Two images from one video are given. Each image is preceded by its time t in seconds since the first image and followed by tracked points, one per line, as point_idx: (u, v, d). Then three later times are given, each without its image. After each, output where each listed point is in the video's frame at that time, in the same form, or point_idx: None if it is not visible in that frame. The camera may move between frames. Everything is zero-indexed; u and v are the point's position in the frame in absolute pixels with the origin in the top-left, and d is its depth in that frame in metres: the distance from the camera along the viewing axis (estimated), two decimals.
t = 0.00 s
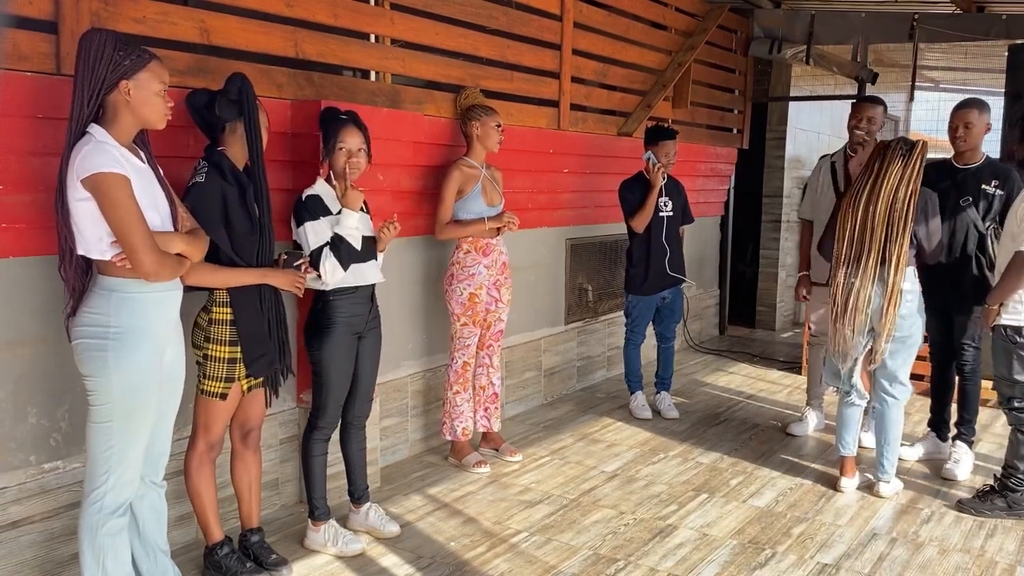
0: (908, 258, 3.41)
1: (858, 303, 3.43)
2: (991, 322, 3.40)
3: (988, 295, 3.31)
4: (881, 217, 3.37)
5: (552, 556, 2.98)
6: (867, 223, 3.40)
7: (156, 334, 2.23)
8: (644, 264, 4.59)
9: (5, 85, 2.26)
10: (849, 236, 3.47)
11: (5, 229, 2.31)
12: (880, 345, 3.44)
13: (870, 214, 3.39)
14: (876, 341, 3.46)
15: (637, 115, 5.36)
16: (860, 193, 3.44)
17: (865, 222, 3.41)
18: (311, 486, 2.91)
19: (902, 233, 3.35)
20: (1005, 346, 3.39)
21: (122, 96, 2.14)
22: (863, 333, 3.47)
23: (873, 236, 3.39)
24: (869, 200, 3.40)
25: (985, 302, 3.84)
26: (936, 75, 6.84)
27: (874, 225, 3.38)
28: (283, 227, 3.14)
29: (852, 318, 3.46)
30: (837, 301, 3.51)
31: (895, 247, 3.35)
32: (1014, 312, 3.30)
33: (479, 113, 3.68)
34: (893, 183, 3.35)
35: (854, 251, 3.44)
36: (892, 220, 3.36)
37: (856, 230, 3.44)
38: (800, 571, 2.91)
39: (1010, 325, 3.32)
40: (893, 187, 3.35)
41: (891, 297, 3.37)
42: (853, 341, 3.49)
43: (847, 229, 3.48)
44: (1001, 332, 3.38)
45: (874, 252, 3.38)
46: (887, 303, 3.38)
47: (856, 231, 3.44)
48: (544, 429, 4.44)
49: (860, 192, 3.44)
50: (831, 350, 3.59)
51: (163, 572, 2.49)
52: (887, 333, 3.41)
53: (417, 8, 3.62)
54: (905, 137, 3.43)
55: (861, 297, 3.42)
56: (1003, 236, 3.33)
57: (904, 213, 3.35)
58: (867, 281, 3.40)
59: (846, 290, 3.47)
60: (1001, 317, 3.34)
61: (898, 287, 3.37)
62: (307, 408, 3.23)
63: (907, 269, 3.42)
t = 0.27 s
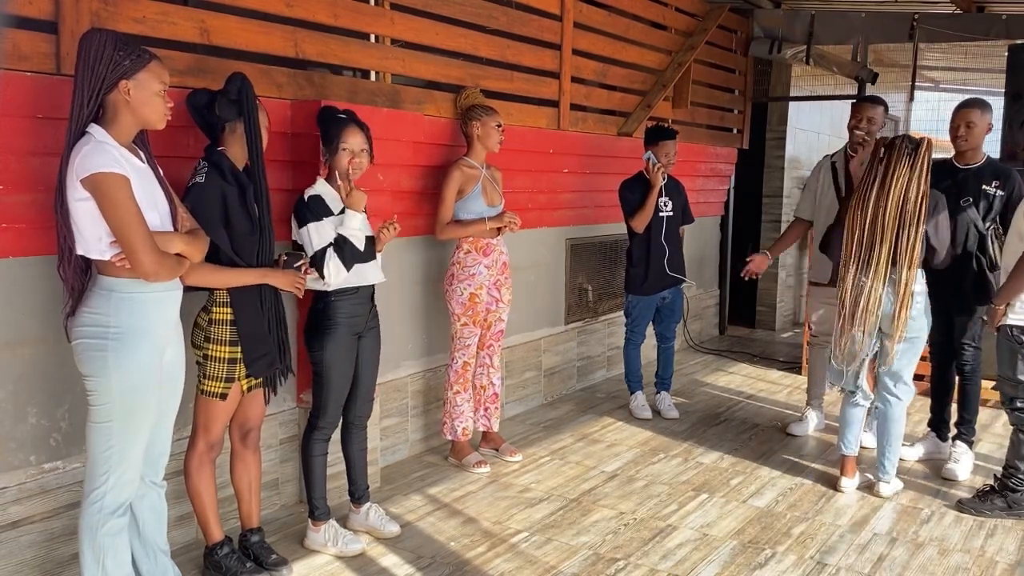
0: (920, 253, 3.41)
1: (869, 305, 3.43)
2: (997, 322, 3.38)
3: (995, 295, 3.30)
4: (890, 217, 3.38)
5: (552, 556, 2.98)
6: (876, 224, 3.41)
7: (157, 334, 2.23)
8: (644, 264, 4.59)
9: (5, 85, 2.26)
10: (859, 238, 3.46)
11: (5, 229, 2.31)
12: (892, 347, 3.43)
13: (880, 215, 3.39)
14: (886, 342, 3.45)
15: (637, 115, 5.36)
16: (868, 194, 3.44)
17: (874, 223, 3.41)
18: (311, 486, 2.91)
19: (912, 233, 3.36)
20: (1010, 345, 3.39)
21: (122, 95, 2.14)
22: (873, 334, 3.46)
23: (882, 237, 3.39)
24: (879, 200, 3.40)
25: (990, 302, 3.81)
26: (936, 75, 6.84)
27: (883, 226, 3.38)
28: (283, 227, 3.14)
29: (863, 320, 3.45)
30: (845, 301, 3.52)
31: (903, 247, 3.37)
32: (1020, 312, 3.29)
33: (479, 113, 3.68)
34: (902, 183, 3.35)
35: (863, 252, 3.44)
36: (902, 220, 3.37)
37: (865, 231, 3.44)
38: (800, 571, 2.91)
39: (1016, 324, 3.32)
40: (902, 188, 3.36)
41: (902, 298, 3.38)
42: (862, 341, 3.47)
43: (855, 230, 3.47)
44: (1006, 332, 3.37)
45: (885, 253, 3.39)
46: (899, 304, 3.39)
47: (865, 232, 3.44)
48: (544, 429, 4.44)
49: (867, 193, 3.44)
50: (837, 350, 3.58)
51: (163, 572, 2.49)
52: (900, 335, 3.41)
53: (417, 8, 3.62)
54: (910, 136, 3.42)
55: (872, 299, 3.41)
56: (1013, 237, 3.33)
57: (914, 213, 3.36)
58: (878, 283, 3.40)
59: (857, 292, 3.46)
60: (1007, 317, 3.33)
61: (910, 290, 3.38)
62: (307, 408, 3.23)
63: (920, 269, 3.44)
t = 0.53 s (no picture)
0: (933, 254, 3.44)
1: (884, 305, 3.42)
2: (1002, 320, 3.37)
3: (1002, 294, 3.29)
4: (903, 219, 3.38)
5: (552, 556, 2.98)
6: (890, 226, 3.40)
7: (157, 334, 2.23)
8: (644, 263, 4.60)
9: (5, 85, 2.26)
10: (872, 239, 3.44)
11: (5, 229, 2.31)
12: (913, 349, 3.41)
13: (894, 217, 3.39)
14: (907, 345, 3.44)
15: (637, 115, 5.36)
16: (879, 196, 3.42)
17: (888, 225, 3.40)
18: (311, 486, 2.91)
19: (925, 236, 3.40)
20: (1013, 344, 3.39)
21: (121, 95, 2.14)
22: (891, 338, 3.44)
23: (897, 238, 3.39)
24: (892, 202, 3.39)
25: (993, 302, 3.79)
26: (936, 75, 6.82)
27: (898, 227, 3.38)
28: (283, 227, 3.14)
29: (879, 322, 3.43)
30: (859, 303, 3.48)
31: (915, 248, 3.39)
32: None
33: (479, 113, 3.68)
34: (914, 184, 3.36)
35: (877, 254, 3.42)
36: (915, 221, 3.39)
37: (880, 233, 3.42)
38: (800, 571, 2.91)
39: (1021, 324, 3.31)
40: (914, 189, 3.37)
41: (918, 300, 3.40)
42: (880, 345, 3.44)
43: (867, 231, 3.45)
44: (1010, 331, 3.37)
45: (898, 255, 3.39)
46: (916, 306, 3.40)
47: (877, 234, 3.42)
48: (544, 429, 4.44)
49: (878, 195, 3.42)
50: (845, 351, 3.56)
51: (163, 572, 2.49)
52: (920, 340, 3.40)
53: (417, 7, 3.62)
54: (911, 134, 3.41)
55: (888, 301, 3.41)
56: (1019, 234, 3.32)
57: (924, 214, 3.39)
58: (893, 286, 3.40)
59: (872, 295, 3.44)
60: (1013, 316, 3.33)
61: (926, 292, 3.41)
62: (307, 408, 3.23)
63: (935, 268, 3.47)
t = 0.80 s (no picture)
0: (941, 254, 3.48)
1: (896, 305, 3.41)
2: (1003, 317, 3.38)
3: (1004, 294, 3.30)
4: (907, 219, 3.36)
5: (552, 557, 2.98)
6: (894, 226, 3.37)
7: (157, 334, 2.23)
8: (643, 263, 4.61)
9: (5, 85, 2.26)
10: (877, 240, 3.40)
11: (5, 229, 2.31)
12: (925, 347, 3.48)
13: (899, 217, 3.36)
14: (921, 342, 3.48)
15: (637, 115, 5.36)
16: (881, 197, 3.38)
17: (893, 226, 3.37)
18: (311, 486, 2.91)
19: (931, 233, 3.40)
20: (1014, 342, 3.39)
21: (120, 95, 2.14)
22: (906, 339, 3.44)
23: (902, 238, 3.37)
24: (895, 202, 3.36)
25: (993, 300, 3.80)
26: (936, 75, 6.83)
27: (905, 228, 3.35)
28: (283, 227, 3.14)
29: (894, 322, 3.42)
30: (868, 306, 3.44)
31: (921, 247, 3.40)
32: None
33: (479, 113, 3.68)
34: (916, 183, 3.36)
35: (883, 256, 3.40)
36: (920, 220, 3.38)
37: (885, 234, 3.39)
38: (800, 571, 2.91)
39: None
40: (916, 188, 3.36)
41: (930, 298, 3.44)
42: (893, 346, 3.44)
43: (873, 233, 3.40)
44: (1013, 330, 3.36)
45: (905, 255, 3.38)
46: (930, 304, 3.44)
47: (885, 237, 3.39)
48: (544, 429, 4.44)
49: (880, 196, 3.39)
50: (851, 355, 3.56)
51: (163, 572, 2.49)
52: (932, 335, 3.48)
53: (417, 7, 3.62)
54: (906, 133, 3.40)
55: (900, 301, 3.40)
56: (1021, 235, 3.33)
57: (926, 212, 3.38)
58: (904, 287, 3.40)
59: (884, 298, 3.41)
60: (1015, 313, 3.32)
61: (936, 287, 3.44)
62: (307, 408, 3.23)
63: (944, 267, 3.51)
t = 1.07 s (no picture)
0: (934, 252, 3.48)
1: (892, 305, 3.38)
2: (1000, 316, 3.34)
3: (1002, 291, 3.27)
4: (899, 218, 3.35)
5: (552, 557, 2.98)
6: (886, 226, 3.36)
7: (158, 334, 2.23)
8: (642, 263, 4.61)
9: (5, 85, 2.26)
10: (870, 241, 3.38)
11: (5, 229, 2.31)
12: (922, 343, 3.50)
13: (892, 217, 3.35)
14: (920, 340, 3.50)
15: (637, 115, 5.36)
16: (871, 197, 3.37)
17: (885, 225, 3.36)
18: (311, 486, 2.91)
19: (921, 232, 3.39)
20: (1007, 340, 3.36)
21: (121, 95, 2.14)
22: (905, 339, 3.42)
23: (894, 238, 3.35)
24: (886, 202, 3.36)
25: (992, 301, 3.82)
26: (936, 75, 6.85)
27: (897, 229, 3.32)
28: (284, 227, 3.15)
29: (891, 322, 3.40)
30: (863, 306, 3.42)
31: (914, 246, 3.39)
32: None
33: (480, 113, 3.68)
34: (904, 182, 3.37)
35: (876, 256, 3.38)
36: (912, 218, 3.37)
37: (878, 233, 3.37)
38: (800, 571, 2.91)
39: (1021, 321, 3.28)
40: (905, 187, 3.36)
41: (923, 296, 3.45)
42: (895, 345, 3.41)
43: (865, 235, 3.38)
44: (1008, 328, 3.34)
45: (899, 255, 3.36)
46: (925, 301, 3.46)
47: (876, 237, 3.37)
48: (544, 429, 4.44)
49: (870, 196, 3.38)
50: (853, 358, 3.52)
51: (163, 572, 2.49)
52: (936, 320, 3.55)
53: (417, 7, 3.62)
54: (891, 134, 3.42)
55: (897, 301, 3.38)
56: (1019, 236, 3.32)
57: (916, 211, 3.38)
58: (898, 286, 3.38)
59: (880, 299, 3.39)
60: (1015, 312, 3.28)
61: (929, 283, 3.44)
62: (307, 408, 3.23)
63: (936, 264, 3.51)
